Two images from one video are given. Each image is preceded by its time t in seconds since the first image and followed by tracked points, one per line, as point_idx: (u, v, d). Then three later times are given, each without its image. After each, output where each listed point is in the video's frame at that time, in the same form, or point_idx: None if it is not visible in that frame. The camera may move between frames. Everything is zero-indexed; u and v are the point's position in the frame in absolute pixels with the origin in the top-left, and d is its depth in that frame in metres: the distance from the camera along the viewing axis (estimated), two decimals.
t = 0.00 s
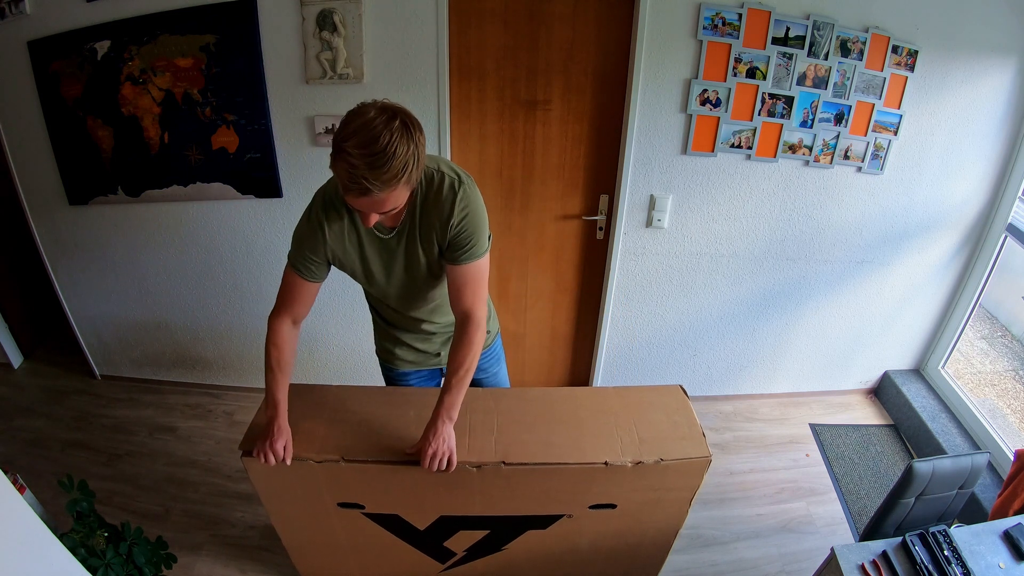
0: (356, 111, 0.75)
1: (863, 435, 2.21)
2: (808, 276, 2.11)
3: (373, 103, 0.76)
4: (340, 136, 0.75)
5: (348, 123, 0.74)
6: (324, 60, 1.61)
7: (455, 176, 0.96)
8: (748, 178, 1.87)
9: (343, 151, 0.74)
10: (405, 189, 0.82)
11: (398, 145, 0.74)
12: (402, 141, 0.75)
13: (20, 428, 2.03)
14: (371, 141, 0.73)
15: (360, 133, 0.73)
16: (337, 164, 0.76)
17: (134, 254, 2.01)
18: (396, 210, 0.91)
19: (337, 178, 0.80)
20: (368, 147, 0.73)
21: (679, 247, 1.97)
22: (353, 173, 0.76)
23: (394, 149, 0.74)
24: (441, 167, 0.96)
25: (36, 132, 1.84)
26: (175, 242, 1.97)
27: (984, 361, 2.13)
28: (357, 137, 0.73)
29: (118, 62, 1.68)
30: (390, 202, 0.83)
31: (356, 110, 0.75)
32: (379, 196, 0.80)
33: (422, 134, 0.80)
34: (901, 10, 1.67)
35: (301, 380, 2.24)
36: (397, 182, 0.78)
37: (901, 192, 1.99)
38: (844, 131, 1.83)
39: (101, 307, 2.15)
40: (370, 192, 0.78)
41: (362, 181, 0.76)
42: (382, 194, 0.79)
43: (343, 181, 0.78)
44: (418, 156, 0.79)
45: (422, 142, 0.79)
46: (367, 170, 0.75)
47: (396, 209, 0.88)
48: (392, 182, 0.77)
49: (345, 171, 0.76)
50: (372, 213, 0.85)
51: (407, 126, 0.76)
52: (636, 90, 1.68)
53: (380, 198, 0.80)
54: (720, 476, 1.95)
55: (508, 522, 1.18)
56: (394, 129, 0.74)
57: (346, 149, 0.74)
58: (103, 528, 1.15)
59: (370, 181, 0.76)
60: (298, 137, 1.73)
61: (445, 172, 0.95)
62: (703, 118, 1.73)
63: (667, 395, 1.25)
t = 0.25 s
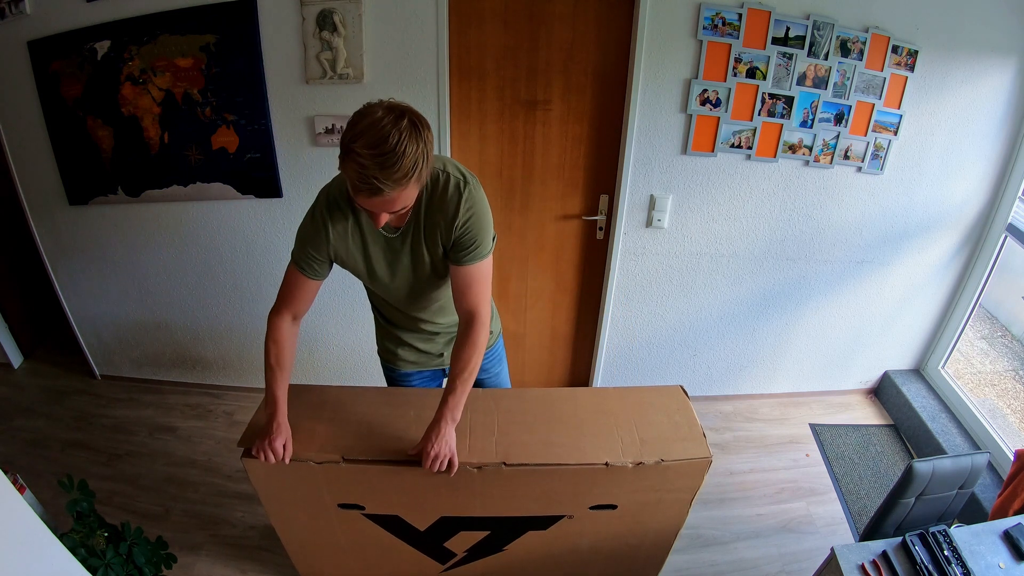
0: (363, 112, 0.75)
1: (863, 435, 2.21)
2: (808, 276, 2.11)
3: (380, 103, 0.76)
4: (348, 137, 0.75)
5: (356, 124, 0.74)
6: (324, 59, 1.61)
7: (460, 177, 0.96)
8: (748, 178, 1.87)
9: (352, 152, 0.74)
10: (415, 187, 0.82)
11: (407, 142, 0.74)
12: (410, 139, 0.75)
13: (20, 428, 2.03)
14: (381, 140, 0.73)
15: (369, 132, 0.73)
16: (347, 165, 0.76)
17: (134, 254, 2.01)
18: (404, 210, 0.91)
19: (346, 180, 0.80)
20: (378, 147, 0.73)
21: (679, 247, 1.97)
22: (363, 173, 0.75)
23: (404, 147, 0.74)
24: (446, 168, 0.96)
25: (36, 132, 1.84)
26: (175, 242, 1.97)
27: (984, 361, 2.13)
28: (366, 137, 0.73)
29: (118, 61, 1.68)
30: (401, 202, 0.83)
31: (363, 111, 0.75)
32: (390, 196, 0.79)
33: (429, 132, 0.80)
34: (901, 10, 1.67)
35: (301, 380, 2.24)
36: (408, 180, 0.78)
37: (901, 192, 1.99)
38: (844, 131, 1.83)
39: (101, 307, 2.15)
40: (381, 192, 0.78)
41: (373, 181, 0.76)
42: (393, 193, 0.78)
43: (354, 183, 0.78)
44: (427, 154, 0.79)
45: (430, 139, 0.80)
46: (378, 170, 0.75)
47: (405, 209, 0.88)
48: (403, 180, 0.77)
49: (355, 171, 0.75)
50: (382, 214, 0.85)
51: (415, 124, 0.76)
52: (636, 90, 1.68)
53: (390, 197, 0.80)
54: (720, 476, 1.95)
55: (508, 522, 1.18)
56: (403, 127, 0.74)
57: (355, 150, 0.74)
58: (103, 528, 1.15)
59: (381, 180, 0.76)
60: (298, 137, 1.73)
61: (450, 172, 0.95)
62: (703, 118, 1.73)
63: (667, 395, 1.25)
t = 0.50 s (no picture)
0: (362, 116, 0.75)
1: (863, 435, 2.21)
2: (808, 276, 2.11)
3: (376, 103, 0.76)
4: (356, 146, 0.75)
5: (361, 131, 0.74)
6: (324, 59, 1.61)
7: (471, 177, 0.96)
8: (748, 178, 1.87)
9: (364, 159, 0.74)
10: (435, 175, 0.82)
11: (414, 135, 0.74)
12: (416, 130, 0.74)
13: (20, 428, 2.03)
14: (390, 140, 0.73)
15: (376, 136, 0.73)
16: (362, 172, 0.76)
17: (133, 254, 2.01)
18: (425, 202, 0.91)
19: (367, 187, 0.81)
20: (388, 147, 0.73)
21: (679, 247, 1.97)
22: (381, 176, 0.76)
23: (414, 142, 0.74)
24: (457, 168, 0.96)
25: (35, 132, 1.84)
26: (174, 242, 1.97)
27: (985, 361, 2.13)
28: (374, 141, 0.73)
29: (118, 62, 1.68)
30: (424, 194, 0.83)
31: (362, 116, 0.75)
32: (413, 190, 0.80)
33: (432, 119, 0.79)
34: (901, 10, 1.67)
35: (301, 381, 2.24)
36: (426, 171, 0.78)
37: (901, 192, 1.99)
38: (844, 131, 1.83)
39: (101, 307, 2.15)
40: (404, 189, 0.78)
41: (394, 180, 0.76)
42: (416, 187, 0.79)
43: (375, 187, 0.78)
44: (436, 143, 0.78)
45: (436, 126, 0.79)
46: (394, 169, 0.75)
47: (428, 201, 0.88)
48: (421, 172, 0.77)
49: (374, 176, 0.76)
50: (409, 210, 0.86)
51: (417, 115, 0.75)
52: (636, 90, 1.68)
53: (414, 192, 0.80)
54: (720, 476, 1.95)
55: (508, 523, 1.18)
56: (405, 121, 0.73)
57: (366, 156, 0.74)
58: (103, 528, 1.15)
59: (401, 178, 0.76)
60: (298, 137, 1.73)
61: (461, 172, 0.94)
62: (703, 118, 1.73)
63: (667, 397, 1.25)
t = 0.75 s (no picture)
0: (382, 110, 0.75)
1: (863, 435, 2.21)
2: (808, 276, 2.11)
3: (395, 97, 0.76)
4: (377, 139, 0.74)
5: (381, 124, 0.74)
6: (324, 60, 1.61)
7: (495, 170, 0.96)
8: (748, 178, 1.87)
9: (385, 152, 0.74)
10: (456, 168, 0.81)
11: (435, 126, 0.73)
12: (437, 122, 0.74)
13: (20, 428, 2.03)
14: (411, 132, 0.72)
15: (397, 128, 0.72)
16: (384, 166, 0.76)
17: (133, 254, 2.01)
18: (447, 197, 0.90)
19: (389, 181, 0.80)
20: (409, 139, 0.72)
21: (679, 247, 1.97)
22: (403, 168, 0.75)
23: (435, 133, 0.73)
24: (479, 161, 0.96)
25: (35, 132, 1.84)
26: (175, 242, 1.97)
27: (984, 361, 2.13)
28: (395, 133, 0.73)
29: (118, 61, 1.68)
30: (446, 186, 0.82)
31: (381, 110, 0.75)
32: (436, 183, 0.79)
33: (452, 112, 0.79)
34: (901, 10, 1.67)
35: (301, 381, 2.24)
36: (448, 162, 0.77)
37: (901, 192, 1.99)
38: (844, 131, 1.83)
39: (101, 307, 2.15)
40: (426, 181, 0.78)
41: (416, 172, 0.76)
42: (438, 179, 0.78)
43: (397, 181, 0.78)
44: (458, 134, 0.77)
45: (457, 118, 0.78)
46: (416, 161, 0.74)
47: (450, 194, 0.87)
48: (443, 164, 0.76)
49: (396, 170, 0.76)
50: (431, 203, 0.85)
51: (437, 107, 0.75)
52: (636, 90, 1.68)
53: (437, 184, 0.80)
54: (720, 476, 1.95)
55: (508, 523, 1.18)
56: (425, 113, 0.73)
57: (387, 150, 0.73)
58: (103, 528, 1.15)
59: (424, 170, 0.75)
60: (298, 137, 1.73)
61: (484, 165, 0.95)
62: (703, 118, 1.73)
63: (667, 396, 1.25)
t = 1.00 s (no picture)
0: (456, 104, 0.75)
1: (863, 435, 2.21)
2: (808, 276, 2.11)
3: (472, 94, 0.75)
4: (446, 133, 0.74)
5: (452, 119, 0.74)
6: (324, 59, 1.61)
7: (547, 178, 0.94)
8: (747, 178, 1.87)
9: (453, 148, 0.74)
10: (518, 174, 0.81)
11: (507, 130, 0.73)
12: (510, 126, 0.73)
13: (20, 428, 2.03)
14: (483, 132, 0.72)
15: (469, 126, 0.72)
16: (449, 161, 0.76)
17: (133, 254, 2.01)
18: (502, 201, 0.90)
19: (449, 176, 0.80)
20: (479, 138, 0.72)
21: (679, 247, 1.97)
22: (468, 167, 0.75)
23: (506, 136, 0.73)
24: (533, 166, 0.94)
25: (35, 132, 1.84)
26: (175, 242, 1.97)
27: (985, 361, 2.13)
28: (467, 131, 0.73)
29: (118, 61, 1.68)
30: (504, 191, 0.82)
31: (456, 105, 0.74)
32: (496, 186, 0.78)
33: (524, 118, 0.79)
34: (901, 10, 1.67)
35: (301, 381, 2.24)
36: (513, 167, 0.76)
37: (901, 192, 1.99)
38: (844, 131, 1.83)
39: (102, 308, 2.15)
40: (488, 184, 0.77)
41: (479, 172, 0.75)
42: (499, 183, 0.78)
43: (458, 178, 0.77)
44: (527, 140, 0.76)
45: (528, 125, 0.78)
46: (483, 162, 0.74)
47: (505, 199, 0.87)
48: (508, 168, 0.76)
49: (460, 167, 0.75)
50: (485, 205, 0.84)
51: (512, 111, 0.74)
52: (636, 90, 1.68)
53: (496, 188, 0.79)
54: (720, 476, 1.95)
55: (508, 523, 1.18)
56: (501, 115, 0.72)
57: (456, 145, 0.73)
58: (103, 528, 1.15)
59: (488, 171, 0.75)
60: (298, 137, 1.73)
61: (537, 173, 0.92)
62: (703, 118, 1.73)
63: (667, 396, 1.25)
